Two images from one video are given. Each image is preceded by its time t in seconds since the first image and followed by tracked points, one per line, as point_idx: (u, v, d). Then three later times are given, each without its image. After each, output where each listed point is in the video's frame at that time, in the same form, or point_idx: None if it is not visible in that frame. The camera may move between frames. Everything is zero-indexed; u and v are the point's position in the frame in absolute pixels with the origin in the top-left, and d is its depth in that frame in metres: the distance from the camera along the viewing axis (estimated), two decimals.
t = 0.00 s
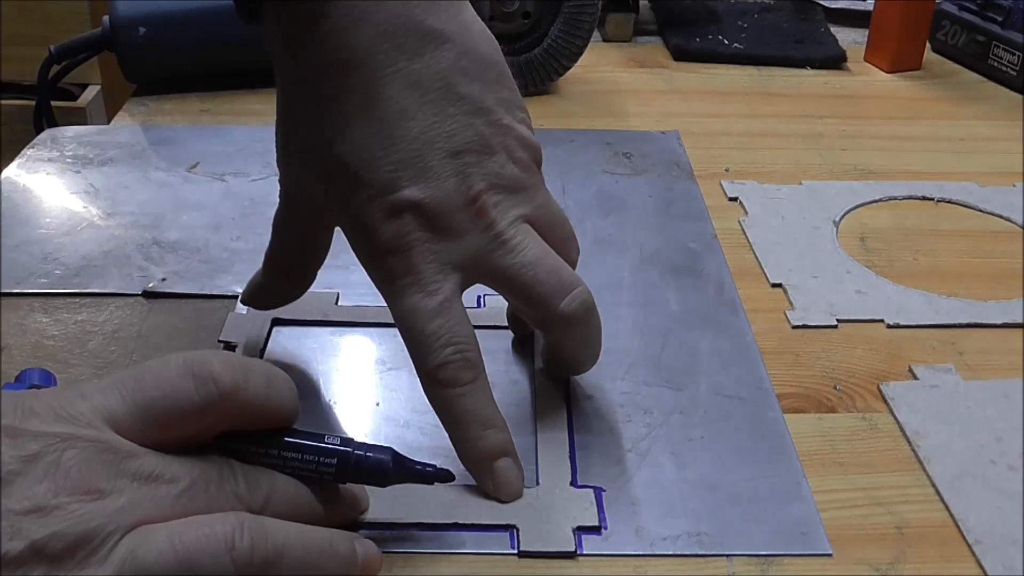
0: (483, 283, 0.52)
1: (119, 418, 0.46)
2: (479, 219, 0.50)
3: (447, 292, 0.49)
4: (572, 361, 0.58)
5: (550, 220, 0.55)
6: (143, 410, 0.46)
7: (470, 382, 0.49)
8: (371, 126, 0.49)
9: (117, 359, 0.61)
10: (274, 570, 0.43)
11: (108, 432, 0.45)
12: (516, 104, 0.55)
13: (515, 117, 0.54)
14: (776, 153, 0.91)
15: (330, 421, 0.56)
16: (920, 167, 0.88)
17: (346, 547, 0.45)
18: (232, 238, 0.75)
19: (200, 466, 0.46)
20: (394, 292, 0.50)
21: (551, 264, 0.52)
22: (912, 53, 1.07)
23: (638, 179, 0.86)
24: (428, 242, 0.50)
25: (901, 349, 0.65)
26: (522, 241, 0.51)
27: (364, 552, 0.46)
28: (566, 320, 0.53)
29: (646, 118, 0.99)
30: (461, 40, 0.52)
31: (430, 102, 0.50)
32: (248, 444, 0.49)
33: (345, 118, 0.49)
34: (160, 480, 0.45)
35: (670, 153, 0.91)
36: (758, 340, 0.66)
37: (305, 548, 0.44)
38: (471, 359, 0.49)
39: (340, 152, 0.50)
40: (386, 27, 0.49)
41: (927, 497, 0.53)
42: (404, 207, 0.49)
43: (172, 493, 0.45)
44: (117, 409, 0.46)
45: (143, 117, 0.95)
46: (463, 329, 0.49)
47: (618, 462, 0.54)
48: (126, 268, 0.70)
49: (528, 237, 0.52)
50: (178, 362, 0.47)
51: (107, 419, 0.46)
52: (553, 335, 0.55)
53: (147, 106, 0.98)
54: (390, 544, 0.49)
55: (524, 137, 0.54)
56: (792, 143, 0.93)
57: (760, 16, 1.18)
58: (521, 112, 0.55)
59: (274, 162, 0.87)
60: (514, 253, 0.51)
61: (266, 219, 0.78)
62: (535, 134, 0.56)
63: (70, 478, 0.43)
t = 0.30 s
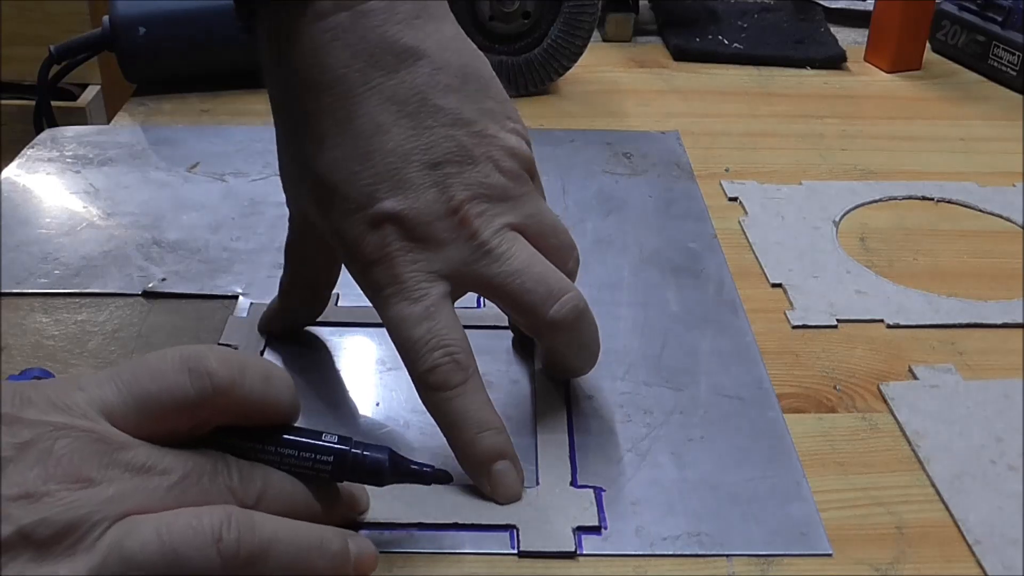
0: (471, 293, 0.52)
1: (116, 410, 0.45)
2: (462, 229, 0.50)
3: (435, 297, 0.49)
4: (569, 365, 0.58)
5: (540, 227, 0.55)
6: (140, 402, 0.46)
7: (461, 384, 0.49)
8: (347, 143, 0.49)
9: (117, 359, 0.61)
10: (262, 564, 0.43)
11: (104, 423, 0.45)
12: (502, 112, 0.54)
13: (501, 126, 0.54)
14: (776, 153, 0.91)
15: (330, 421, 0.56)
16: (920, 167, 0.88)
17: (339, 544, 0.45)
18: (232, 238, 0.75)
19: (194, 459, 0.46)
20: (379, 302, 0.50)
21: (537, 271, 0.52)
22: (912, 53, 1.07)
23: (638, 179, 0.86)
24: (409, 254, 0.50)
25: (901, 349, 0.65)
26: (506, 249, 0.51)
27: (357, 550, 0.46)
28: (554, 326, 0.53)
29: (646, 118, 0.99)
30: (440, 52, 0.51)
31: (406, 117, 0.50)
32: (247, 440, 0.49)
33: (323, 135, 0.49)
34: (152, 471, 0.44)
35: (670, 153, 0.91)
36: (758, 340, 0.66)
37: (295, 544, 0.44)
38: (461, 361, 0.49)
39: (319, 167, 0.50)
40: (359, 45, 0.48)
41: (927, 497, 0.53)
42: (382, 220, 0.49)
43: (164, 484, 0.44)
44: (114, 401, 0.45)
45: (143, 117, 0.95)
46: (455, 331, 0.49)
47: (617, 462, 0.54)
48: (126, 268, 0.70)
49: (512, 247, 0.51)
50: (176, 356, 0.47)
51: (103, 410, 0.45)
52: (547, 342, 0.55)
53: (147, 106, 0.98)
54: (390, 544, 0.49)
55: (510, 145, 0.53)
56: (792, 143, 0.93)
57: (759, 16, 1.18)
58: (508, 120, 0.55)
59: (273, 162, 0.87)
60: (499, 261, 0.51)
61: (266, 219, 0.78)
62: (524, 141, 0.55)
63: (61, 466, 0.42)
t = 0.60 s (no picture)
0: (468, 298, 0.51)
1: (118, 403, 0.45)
2: (461, 233, 0.50)
3: (426, 304, 0.49)
4: (567, 370, 0.58)
5: (540, 232, 0.54)
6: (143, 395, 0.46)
7: (442, 395, 0.48)
8: (347, 143, 0.49)
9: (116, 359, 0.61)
10: (252, 568, 0.42)
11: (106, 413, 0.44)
12: (504, 116, 0.55)
13: (502, 129, 0.54)
14: (776, 153, 0.91)
15: (330, 422, 0.56)
16: (920, 167, 0.88)
17: (331, 551, 0.45)
18: (232, 238, 0.75)
19: (193, 455, 0.46)
20: (375, 304, 0.50)
21: (535, 276, 0.51)
22: (912, 53, 1.07)
23: (638, 179, 0.86)
24: (406, 257, 0.49)
25: (901, 349, 0.65)
26: (505, 254, 0.51)
27: (352, 556, 0.46)
28: (552, 331, 0.53)
29: (646, 118, 0.99)
30: (443, 54, 0.52)
31: (407, 118, 0.50)
32: (253, 436, 0.49)
33: (321, 136, 0.49)
34: (151, 464, 0.44)
35: (671, 153, 0.91)
36: (758, 340, 0.66)
37: (287, 549, 0.43)
38: (444, 371, 0.48)
39: (317, 168, 0.49)
40: (361, 45, 0.49)
41: (927, 497, 0.53)
42: (381, 222, 0.49)
43: (161, 479, 0.44)
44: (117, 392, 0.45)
45: (143, 117, 0.95)
46: (440, 342, 0.49)
47: (617, 462, 0.54)
48: (126, 268, 0.70)
49: (511, 251, 0.51)
50: (181, 351, 0.47)
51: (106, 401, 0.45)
52: (545, 347, 0.55)
53: (148, 106, 0.98)
54: (391, 545, 0.49)
55: (511, 149, 0.53)
56: (792, 143, 0.93)
57: (759, 16, 1.18)
58: (510, 124, 0.55)
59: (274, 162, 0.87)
60: (496, 266, 0.51)
61: (266, 219, 0.78)
62: (526, 146, 0.55)
63: (59, 455, 0.41)
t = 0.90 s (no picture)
0: (468, 298, 0.52)
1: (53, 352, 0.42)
2: (460, 235, 0.50)
3: (425, 306, 0.49)
4: (566, 370, 0.58)
5: (540, 231, 0.54)
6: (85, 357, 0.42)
7: (442, 396, 0.49)
8: (345, 146, 0.48)
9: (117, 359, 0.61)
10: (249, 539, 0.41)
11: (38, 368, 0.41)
12: (504, 115, 0.53)
13: (502, 129, 0.52)
14: (777, 153, 0.91)
15: (330, 423, 0.56)
16: (920, 167, 0.88)
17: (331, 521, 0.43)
18: (232, 238, 0.75)
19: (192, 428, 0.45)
20: (375, 304, 0.50)
21: (535, 277, 0.52)
22: (912, 53, 1.07)
23: (638, 179, 0.86)
24: (406, 259, 0.49)
25: (901, 349, 0.65)
26: (504, 255, 0.51)
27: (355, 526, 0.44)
28: (551, 330, 0.53)
29: (646, 118, 0.99)
30: (442, 54, 0.50)
31: (405, 119, 0.48)
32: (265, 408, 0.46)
33: (320, 139, 0.48)
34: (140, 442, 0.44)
35: (671, 153, 0.91)
36: (758, 340, 0.66)
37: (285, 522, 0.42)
38: (444, 373, 0.49)
39: (316, 171, 0.49)
40: (358, 47, 0.47)
41: (927, 497, 0.53)
42: (381, 225, 0.49)
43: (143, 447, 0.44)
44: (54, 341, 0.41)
45: (144, 117, 0.95)
46: (440, 344, 0.49)
47: (617, 462, 0.54)
48: (126, 268, 0.70)
49: (511, 251, 0.51)
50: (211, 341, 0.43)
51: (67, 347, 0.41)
52: (542, 347, 0.55)
53: (147, 106, 0.98)
54: (390, 544, 0.48)
55: (511, 149, 0.52)
56: (792, 143, 0.93)
57: (759, 16, 1.18)
58: (509, 123, 0.53)
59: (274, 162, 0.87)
60: (496, 268, 0.50)
61: (266, 220, 0.78)
62: (526, 144, 0.54)
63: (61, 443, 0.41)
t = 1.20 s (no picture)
0: (468, 299, 0.52)
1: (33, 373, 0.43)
2: (461, 236, 0.50)
3: (426, 306, 0.49)
4: (567, 371, 0.58)
5: (541, 233, 0.54)
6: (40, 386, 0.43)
7: (442, 397, 0.49)
8: (348, 146, 0.48)
9: (117, 359, 0.61)
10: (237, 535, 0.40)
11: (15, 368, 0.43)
12: (507, 117, 0.53)
13: (504, 131, 0.52)
14: (777, 153, 0.91)
15: (330, 423, 0.56)
16: (920, 167, 0.88)
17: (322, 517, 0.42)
18: (232, 238, 0.75)
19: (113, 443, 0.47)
20: (376, 305, 0.50)
21: (536, 278, 0.52)
22: (912, 53, 1.07)
23: (638, 179, 0.86)
24: (407, 259, 0.49)
25: (901, 349, 0.65)
26: (505, 256, 0.51)
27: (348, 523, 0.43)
28: (551, 332, 0.53)
29: (646, 118, 0.99)
30: (445, 56, 0.49)
31: (408, 120, 0.48)
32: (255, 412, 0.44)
33: (322, 139, 0.48)
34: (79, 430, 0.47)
35: (671, 153, 0.91)
36: (758, 340, 0.66)
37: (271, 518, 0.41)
38: (444, 374, 0.49)
39: (319, 171, 0.49)
40: (361, 47, 0.47)
41: (927, 497, 0.53)
42: (382, 226, 0.49)
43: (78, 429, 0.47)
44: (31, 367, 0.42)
45: (144, 117, 0.95)
46: (441, 344, 0.49)
47: (617, 462, 0.54)
48: (126, 268, 0.70)
49: (512, 253, 0.51)
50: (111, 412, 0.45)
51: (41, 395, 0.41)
52: (543, 349, 0.55)
53: (147, 106, 0.98)
54: (390, 545, 0.48)
55: (513, 151, 0.52)
56: (792, 143, 0.93)
57: (759, 16, 1.18)
58: (512, 125, 0.53)
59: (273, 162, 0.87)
60: (497, 269, 0.50)
61: (266, 220, 0.78)
62: (528, 146, 0.54)
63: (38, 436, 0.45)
